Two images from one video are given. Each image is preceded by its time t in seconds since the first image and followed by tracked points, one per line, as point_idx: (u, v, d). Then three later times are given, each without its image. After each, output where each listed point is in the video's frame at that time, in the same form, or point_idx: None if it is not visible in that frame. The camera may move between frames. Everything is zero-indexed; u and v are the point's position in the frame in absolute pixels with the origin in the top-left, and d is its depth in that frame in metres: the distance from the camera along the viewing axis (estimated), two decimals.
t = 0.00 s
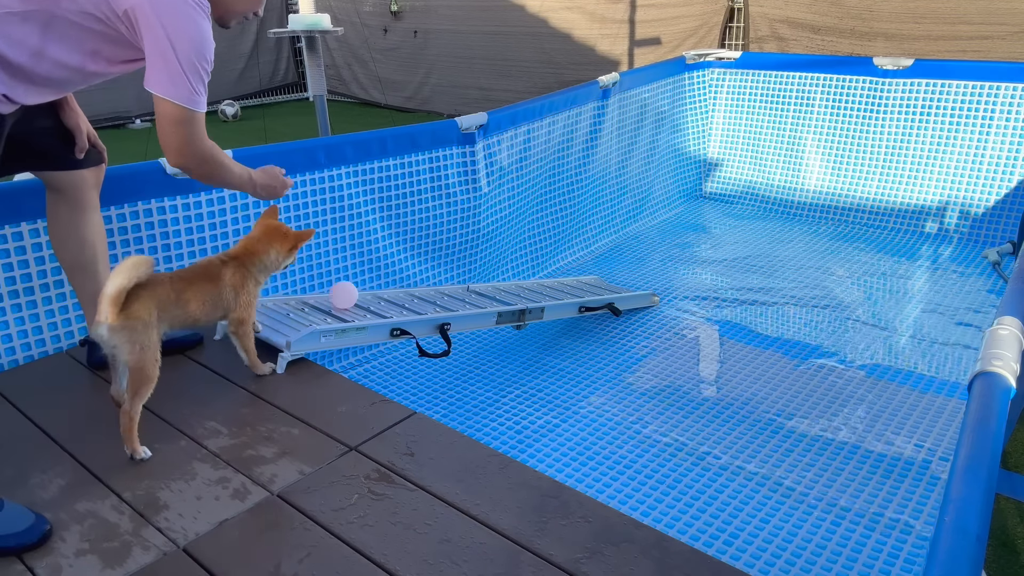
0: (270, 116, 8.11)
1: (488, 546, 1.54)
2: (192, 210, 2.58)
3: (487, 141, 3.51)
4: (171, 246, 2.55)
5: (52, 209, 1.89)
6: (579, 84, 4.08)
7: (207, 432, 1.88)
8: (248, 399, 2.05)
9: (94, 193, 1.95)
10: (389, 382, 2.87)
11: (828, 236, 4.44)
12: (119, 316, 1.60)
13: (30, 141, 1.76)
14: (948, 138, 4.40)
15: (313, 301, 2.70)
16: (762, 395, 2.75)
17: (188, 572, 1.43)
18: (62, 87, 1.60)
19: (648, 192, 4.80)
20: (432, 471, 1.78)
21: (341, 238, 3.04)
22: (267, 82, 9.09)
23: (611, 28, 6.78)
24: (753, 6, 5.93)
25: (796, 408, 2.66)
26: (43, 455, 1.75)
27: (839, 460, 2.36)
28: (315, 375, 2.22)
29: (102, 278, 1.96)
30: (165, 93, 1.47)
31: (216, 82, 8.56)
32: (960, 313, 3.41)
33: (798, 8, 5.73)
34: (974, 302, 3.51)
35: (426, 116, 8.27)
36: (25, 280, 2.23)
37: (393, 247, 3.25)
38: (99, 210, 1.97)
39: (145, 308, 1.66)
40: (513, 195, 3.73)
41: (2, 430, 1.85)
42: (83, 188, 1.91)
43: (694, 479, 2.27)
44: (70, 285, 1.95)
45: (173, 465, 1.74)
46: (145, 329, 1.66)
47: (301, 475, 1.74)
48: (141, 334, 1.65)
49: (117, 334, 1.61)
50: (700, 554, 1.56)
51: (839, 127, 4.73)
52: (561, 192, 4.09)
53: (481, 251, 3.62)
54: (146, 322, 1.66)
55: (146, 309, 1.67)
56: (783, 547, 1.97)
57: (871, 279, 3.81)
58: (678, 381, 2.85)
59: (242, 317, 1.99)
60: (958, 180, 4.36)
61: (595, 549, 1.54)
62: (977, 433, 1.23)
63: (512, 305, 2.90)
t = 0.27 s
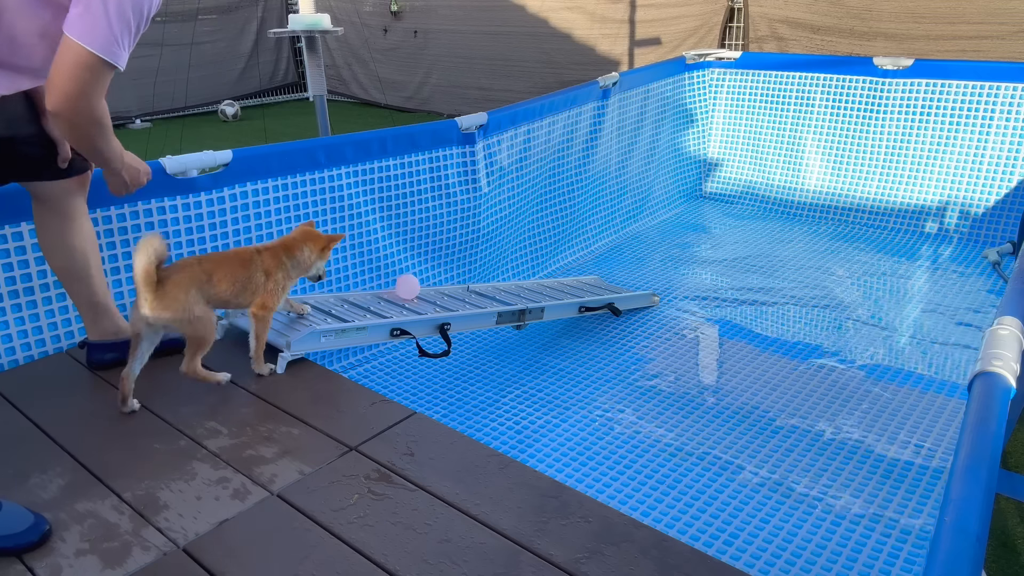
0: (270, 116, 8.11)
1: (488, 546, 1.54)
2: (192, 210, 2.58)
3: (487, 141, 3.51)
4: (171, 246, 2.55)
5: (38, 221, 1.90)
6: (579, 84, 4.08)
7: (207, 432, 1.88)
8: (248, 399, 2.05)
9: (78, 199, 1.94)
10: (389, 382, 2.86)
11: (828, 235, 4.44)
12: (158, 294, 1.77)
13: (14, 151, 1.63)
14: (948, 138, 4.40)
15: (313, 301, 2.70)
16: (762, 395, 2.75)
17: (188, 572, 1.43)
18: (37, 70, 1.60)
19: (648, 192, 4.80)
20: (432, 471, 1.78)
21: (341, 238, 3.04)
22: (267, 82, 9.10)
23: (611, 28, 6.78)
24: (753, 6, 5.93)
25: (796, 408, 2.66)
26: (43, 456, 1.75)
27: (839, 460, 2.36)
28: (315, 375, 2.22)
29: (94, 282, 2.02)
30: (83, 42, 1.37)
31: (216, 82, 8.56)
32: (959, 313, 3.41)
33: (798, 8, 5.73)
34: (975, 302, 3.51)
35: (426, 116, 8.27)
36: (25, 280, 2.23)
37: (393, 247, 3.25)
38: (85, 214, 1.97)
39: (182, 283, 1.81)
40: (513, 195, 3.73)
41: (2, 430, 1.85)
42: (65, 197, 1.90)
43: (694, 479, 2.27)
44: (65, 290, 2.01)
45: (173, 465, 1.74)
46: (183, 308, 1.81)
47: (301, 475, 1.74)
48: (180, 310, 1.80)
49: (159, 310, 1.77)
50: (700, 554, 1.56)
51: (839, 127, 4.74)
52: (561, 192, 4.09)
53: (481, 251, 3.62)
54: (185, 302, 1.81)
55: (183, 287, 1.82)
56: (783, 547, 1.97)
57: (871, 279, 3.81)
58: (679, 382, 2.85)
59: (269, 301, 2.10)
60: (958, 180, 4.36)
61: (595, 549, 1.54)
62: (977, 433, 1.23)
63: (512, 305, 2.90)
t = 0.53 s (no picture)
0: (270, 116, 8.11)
1: (488, 546, 1.54)
2: (192, 210, 2.58)
3: (487, 141, 3.51)
4: (171, 247, 2.55)
5: (29, 233, 1.84)
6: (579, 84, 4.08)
7: (208, 432, 1.88)
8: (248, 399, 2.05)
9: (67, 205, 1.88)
10: (389, 382, 2.87)
11: (828, 236, 4.44)
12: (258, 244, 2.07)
13: None
14: (948, 138, 4.40)
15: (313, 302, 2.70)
16: (762, 395, 2.75)
17: (188, 572, 1.43)
18: None
19: (648, 192, 4.80)
20: (432, 471, 1.78)
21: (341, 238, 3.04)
22: (267, 82, 9.10)
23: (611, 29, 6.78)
24: (753, 6, 5.93)
25: (796, 408, 2.66)
26: (43, 455, 1.75)
27: (839, 460, 2.36)
28: (315, 375, 2.22)
29: (91, 286, 1.99)
30: None
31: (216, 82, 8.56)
32: (960, 313, 3.41)
33: (797, 8, 5.73)
34: (975, 302, 3.51)
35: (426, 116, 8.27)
36: (25, 280, 2.24)
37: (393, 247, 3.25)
38: (76, 219, 1.92)
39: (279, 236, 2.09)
40: (513, 195, 3.73)
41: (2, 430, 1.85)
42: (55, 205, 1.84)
43: (694, 479, 2.27)
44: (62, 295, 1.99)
45: (173, 465, 1.74)
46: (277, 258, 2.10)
47: (301, 475, 1.74)
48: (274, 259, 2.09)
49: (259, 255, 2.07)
50: (700, 554, 1.56)
51: (839, 127, 4.74)
52: (561, 192, 4.09)
53: (481, 251, 3.62)
54: (278, 252, 2.09)
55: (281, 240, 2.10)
56: (783, 547, 1.98)
57: (871, 279, 3.81)
58: (678, 382, 2.85)
59: (360, 276, 2.33)
60: (958, 180, 4.36)
61: (595, 549, 1.54)
62: (977, 433, 1.23)
63: (512, 305, 2.90)
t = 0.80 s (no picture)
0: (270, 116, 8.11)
1: (488, 546, 1.54)
2: (192, 210, 2.58)
3: (487, 141, 3.50)
4: (171, 247, 2.55)
5: (28, 239, 1.85)
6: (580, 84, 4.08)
7: (208, 432, 1.88)
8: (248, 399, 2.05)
9: (65, 211, 1.88)
10: (389, 382, 2.86)
11: (828, 236, 4.44)
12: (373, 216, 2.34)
13: None
14: (948, 138, 4.40)
15: (313, 302, 2.70)
16: (761, 395, 2.75)
17: (188, 573, 1.43)
18: None
19: (648, 192, 4.80)
20: (432, 470, 1.78)
21: (340, 237, 3.05)
22: (267, 82, 9.10)
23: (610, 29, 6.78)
24: (752, 6, 5.93)
25: (795, 408, 2.66)
26: (43, 455, 1.75)
27: (838, 460, 2.36)
28: (315, 375, 2.22)
29: (90, 291, 1.99)
30: None
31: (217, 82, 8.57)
32: (960, 313, 3.41)
33: (797, 8, 5.73)
34: (975, 302, 3.51)
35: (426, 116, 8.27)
36: (25, 280, 2.24)
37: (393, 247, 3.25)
38: (74, 225, 1.92)
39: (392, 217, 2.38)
40: (513, 195, 3.73)
41: (3, 430, 1.85)
42: (53, 212, 1.85)
43: (694, 479, 2.27)
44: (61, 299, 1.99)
45: (173, 465, 1.74)
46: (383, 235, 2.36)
47: (301, 475, 1.74)
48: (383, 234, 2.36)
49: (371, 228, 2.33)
50: (701, 555, 1.55)
51: (839, 127, 4.74)
52: (561, 192, 4.09)
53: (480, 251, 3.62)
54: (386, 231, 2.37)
55: (392, 221, 2.40)
56: (783, 547, 1.97)
57: (871, 279, 3.81)
58: (678, 382, 2.85)
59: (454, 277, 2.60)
60: (958, 180, 4.36)
61: (595, 549, 1.54)
62: (977, 434, 1.23)
63: (512, 305, 2.90)
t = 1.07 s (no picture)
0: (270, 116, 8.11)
1: (488, 546, 1.54)
2: (192, 210, 2.58)
3: (487, 141, 3.50)
4: (171, 247, 2.55)
5: (30, 239, 1.85)
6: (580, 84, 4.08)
7: (208, 432, 1.88)
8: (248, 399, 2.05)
9: (68, 212, 1.89)
10: (389, 382, 2.86)
11: (828, 236, 4.44)
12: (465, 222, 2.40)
13: None
14: (948, 138, 4.40)
15: (313, 302, 2.70)
16: (761, 395, 2.75)
17: (188, 573, 1.43)
18: None
19: (648, 192, 4.80)
20: (432, 470, 1.78)
21: (341, 237, 3.04)
22: (267, 82, 9.10)
23: (610, 29, 6.78)
24: (752, 6, 5.93)
25: (795, 408, 2.66)
26: (43, 455, 1.75)
27: (839, 460, 2.36)
28: (315, 375, 2.22)
29: (91, 290, 1.99)
30: None
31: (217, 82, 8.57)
32: (960, 313, 3.41)
33: (796, 8, 5.73)
34: (975, 302, 3.51)
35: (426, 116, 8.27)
36: (25, 280, 2.24)
37: (393, 247, 3.25)
38: (77, 226, 1.92)
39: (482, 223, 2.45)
40: (513, 195, 3.73)
41: (3, 430, 1.85)
42: (56, 213, 1.85)
43: (694, 479, 2.27)
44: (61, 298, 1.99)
45: (173, 465, 1.74)
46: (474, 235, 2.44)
47: (301, 475, 1.74)
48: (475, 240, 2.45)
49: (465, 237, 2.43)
50: (701, 554, 1.55)
51: (839, 127, 4.74)
52: (561, 192, 4.09)
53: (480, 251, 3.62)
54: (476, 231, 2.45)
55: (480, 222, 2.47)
56: (783, 547, 1.97)
57: (871, 279, 3.81)
58: (678, 382, 2.85)
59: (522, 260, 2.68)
60: (958, 180, 4.36)
61: (595, 549, 1.54)
62: (977, 434, 1.23)
63: (512, 305, 2.90)
